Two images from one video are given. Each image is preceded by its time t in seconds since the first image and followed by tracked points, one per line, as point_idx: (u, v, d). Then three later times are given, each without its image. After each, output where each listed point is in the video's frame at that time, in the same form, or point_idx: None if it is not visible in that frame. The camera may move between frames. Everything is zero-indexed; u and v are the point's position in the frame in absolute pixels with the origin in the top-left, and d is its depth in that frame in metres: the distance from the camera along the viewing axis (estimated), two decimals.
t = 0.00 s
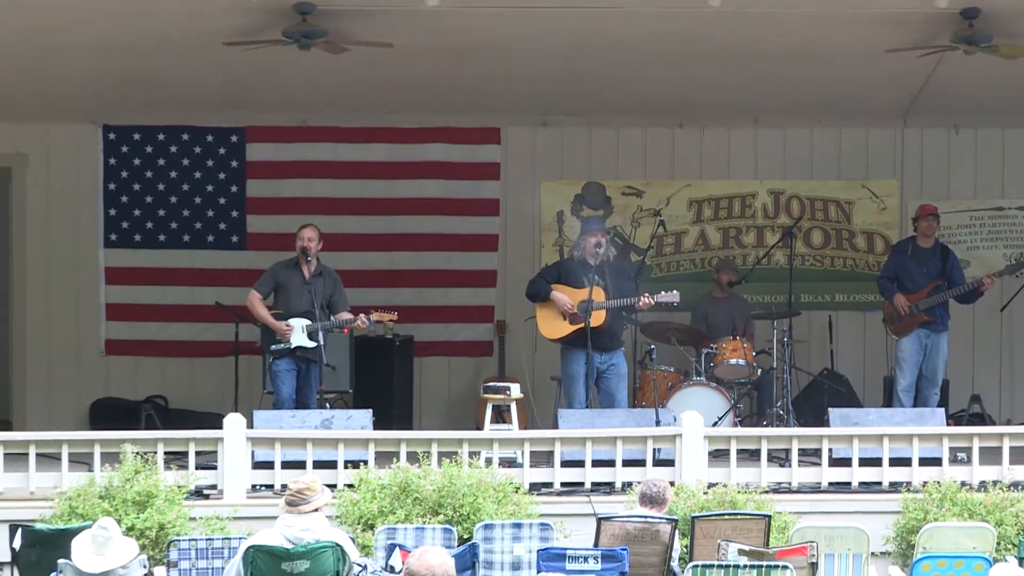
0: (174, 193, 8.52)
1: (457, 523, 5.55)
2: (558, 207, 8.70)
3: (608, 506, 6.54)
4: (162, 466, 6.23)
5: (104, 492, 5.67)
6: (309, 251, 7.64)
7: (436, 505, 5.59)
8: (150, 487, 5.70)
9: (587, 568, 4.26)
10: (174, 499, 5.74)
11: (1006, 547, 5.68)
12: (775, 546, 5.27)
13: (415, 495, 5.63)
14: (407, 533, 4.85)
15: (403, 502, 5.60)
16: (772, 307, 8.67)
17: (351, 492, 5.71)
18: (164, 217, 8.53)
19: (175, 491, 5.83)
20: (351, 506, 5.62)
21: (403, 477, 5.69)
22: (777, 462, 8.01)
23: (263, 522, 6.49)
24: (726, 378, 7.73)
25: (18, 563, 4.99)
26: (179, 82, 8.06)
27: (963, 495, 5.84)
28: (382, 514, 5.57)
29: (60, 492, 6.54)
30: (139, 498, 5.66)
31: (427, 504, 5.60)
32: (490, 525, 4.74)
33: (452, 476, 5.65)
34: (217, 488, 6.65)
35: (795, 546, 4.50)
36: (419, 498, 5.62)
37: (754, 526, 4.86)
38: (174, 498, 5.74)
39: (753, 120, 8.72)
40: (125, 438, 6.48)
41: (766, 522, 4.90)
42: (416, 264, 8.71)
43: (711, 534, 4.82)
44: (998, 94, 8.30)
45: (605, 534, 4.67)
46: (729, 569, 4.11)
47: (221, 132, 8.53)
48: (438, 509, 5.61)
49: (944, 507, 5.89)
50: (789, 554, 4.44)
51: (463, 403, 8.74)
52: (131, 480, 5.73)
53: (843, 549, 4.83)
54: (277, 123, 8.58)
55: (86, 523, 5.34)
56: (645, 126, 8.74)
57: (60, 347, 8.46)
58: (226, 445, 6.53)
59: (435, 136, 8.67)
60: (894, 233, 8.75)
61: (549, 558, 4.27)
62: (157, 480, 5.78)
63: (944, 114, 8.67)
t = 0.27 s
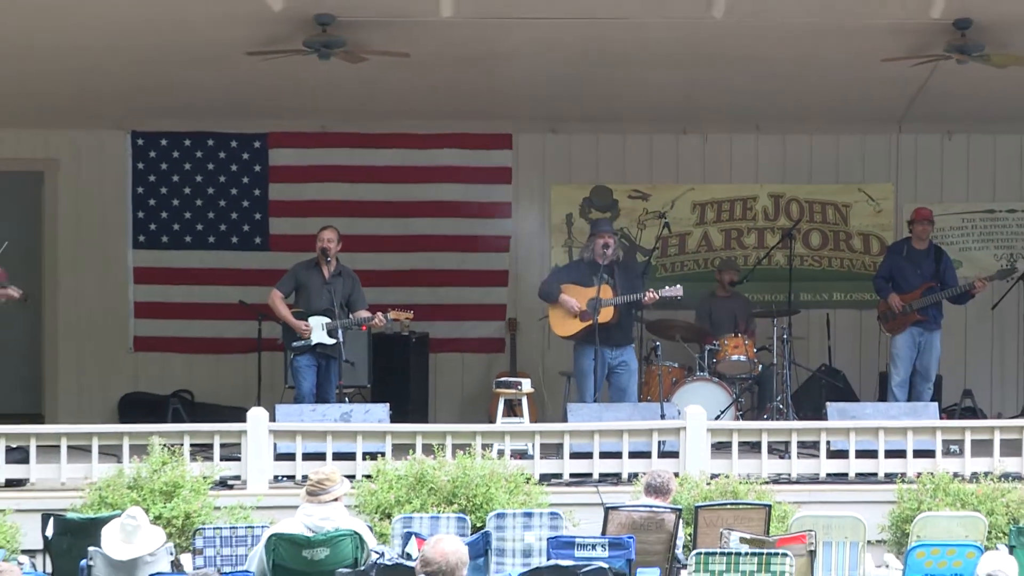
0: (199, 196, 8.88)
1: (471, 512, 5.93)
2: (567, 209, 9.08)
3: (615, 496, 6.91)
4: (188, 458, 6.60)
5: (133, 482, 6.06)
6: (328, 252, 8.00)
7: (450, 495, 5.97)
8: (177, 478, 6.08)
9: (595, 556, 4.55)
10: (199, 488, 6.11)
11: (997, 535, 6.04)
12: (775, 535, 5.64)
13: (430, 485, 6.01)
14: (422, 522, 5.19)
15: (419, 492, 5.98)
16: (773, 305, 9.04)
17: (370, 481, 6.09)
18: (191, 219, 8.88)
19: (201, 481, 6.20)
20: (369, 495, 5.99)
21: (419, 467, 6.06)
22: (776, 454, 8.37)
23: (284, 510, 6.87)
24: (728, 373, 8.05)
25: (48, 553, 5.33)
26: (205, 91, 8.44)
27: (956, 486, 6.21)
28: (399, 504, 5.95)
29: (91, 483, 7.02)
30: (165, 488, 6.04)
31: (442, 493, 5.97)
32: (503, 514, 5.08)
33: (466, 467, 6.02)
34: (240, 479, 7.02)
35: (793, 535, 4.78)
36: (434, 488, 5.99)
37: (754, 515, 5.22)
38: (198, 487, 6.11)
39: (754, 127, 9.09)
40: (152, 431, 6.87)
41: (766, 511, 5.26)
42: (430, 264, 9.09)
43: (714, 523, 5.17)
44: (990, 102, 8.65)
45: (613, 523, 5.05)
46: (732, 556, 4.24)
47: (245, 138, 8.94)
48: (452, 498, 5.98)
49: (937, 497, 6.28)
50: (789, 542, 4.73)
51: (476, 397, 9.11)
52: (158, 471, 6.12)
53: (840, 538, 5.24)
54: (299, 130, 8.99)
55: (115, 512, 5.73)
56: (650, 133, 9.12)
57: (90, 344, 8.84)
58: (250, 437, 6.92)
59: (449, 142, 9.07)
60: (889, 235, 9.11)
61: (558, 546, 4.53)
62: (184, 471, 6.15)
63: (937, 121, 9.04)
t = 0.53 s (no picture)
0: (220, 196, 9.28)
1: (480, 498, 6.30)
2: (571, 209, 9.48)
3: (618, 483, 7.29)
4: (209, 447, 6.97)
5: (156, 470, 6.45)
6: (343, 249, 8.35)
7: (460, 483, 6.34)
8: (197, 466, 6.46)
9: (599, 540, 4.87)
10: (218, 476, 6.48)
11: (985, 520, 6.42)
12: (771, 520, 6.01)
13: (441, 473, 6.38)
14: (434, 507, 5.51)
15: (431, 480, 6.35)
16: (770, 301, 9.42)
17: (383, 469, 6.46)
18: (211, 218, 9.28)
19: (220, 469, 6.58)
20: (383, 483, 6.36)
21: (430, 456, 6.43)
22: (772, 443, 8.74)
23: (300, 497, 7.23)
24: (726, 366, 8.40)
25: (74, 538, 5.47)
26: (225, 96, 8.81)
27: (945, 474, 6.61)
28: (411, 491, 6.33)
29: (116, 470, 7.37)
30: (187, 476, 6.42)
31: (452, 481, 6.34)
32: (510, 501, 5.38)
33: (475, 456, 6.40)
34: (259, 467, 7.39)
35: (791, 521, 5.01)
36: (445, 476, 6.36)
37: (753, 502, 5.50)
38: (218, 475, 6.48)
39: (751, 130, 9.47)
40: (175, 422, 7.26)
41: (765, 498, 5.52)
42: (441, 261, 9.50)
43: (713, 509, 5.51)
44: (978, 105, 9.02)
45: (617, 509, 5.36)
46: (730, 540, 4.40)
47: (263, 140, 9.31)
48: (462, 485, 6.35)
49: (927, 484, 6.68)
50: (786, 527, 4.97)
51: (485, 388, 9.54)
52: (180, 459, 6.51)
53: (834, 523, 5.52)
54: (315, 133, 9.39)
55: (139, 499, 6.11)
56: (652, 135, 9.50)
57: (114, 338, 9.24)
58: (268, 428, 7.30)
59: (459, 144, 9.47)
60: (881, 234, 9.50)
61: (564, 531, 4.91)
62: (204, 459, 6.53)
63: (928, 124, 9.42)
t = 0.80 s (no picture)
0: (237, 196, 9.72)
1: (486, 486, 6.68)
2: (574, 209, 9.91)
3: (619, 472, 7.67)
4: (228, 437, 7.35)
5: (175, 459, 6.84)
6: (356, 248, 8.73)
7: (467, 471, 6.71)
8: (216, 455, 6.84)
9: (601, 527, 5.16)
10: (236, 465, 6.87)
11: (970, 507, 6.79)
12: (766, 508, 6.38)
13: (449, 462, 6.75)
14: (442, 495, 5.85)
15: (440, 469, 6.73)
16: (765, 297, 9.89)
17: (394, 458, 6.83)
18: (229, 217, 9.73)
19: (237, 458, 6.96)
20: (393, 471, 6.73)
21: (439, 446, 6.80)
22: (767, 433, 9.13)
23: (314, 485, 7.61)
24: (722, 359, 8.78)
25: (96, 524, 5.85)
26: (242, 101, 9.22)
27: (932, 463, 6.99)
28: (420, 479, 6.71)
29: (139, 458, 7.77)
30: (206, 465, 6.80)
31: (460, 469, 6.72)
32: (516, 489, 5.75)
33: (482, 445, 6.78)
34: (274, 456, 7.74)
35: (785, 508, 5.30)
36: (453, 465, 6.73)
37: (748, 490, 5.87)
38: (235, 464, 6.87)
39: (748, 133, 9.88)
40: (195, 412, 7.65)
41: (759, 487, 5.90)
42: (449, 259, 9.93)
43: (709, 497, 5.85)
44: (965, 109, 9.41)
45: (617, 497, 5.69)
46: (725, 526, 4.64)
47: (278, 142, 9.75)
48: (469, 474, 6.73)
49: (916, 473, 7.06)
50: (780, 514, 5.25)
51: (491, 380, 9.97)
52: (199, 448, 6.89)
53: (826, 511, 5.88)
54: (329, 136, 9.80)
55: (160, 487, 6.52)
56: (652, 138, 9.91)
57: (136, 332, 9.68)
58: (284, 419, 7.66)
59: (467, 147, 9.88)
60: (872, 232, 9.91)
61: (568, 519, 5.21)
62: (222, 448, 6.91)
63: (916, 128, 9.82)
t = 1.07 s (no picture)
0: (251, 197, 10.14)
1: (491, 475, 7.06)
2: (575, 209, 10.34)
3: (617, 461, 8.05)
4: (243, 429, 7.72)
5: (192, 450, 7.23)
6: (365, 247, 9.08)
7: (472, 461, 7.10)
8: (232, 446, 7.23)
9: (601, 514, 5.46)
10: (251, 454, 7.25)
11: (955, 495, 7.17)
12: (759, 496, 6.77)
13: (455, 452, 7.12)
14: (448, 485, 6.17)
15: (447, 459, 7.10)
16: (758, 293, 10.34)
17: (402, 449, 7.23)
18: (244, 217, 10.15)
19: (251, 448, 7.34)
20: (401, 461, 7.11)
21: (445, 436, 7.19)
22: (760, 425, 9.51)
23: (326, 474, 7.98)
24: (718, 353, 9.13)
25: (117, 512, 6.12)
26: (257, 106, 9.63)
27: (919, 453, 7.38)
28: (427, 468, 7.09)
29: (157, 449, 8.14)
30: (223, 454, 7.19)
31: (466, 459, 7.11)
32: (518, 478, 6.11)
33: (487, 436, 7.17)
34: (287, 446, 8.16)
35: (777, 496, 5.70)
36: (459, 455, 7.12)
37: (741, 479, 6.21)
38: (250, 453, 7.25)
39: (741, 137, 10.32)
40: (211, 404, 8.03)
41: (752, 475, 6.23)
42: (455, 257, 10.37)
43: (705, 486, 6.18)
44: (948, 114, 9.89)
45: (616, 485, 5.97)
46: (721, 514, 5.00)
47: (291, 145, 10.18)
48: (474, 463, 7.11)
49: (903, 462, 7.45)
50: (773, 501, 5.64)
51: (496, 373, 10.39)
52: (216, 438, 7.28)
53: (817, 499, 6.25)
54: (339, 140, 10.23)
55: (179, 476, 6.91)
56: (649, 141, 10.35)
57: (155, 327, 10.12)
58: (296, 410, 8.03)
59: (472, 150, 10.35)
60: (861, 232, 10.40)
61: (569, 505, 5.50)
62: (237, 439, 7.30)
63: (902, 132, 10.32)
